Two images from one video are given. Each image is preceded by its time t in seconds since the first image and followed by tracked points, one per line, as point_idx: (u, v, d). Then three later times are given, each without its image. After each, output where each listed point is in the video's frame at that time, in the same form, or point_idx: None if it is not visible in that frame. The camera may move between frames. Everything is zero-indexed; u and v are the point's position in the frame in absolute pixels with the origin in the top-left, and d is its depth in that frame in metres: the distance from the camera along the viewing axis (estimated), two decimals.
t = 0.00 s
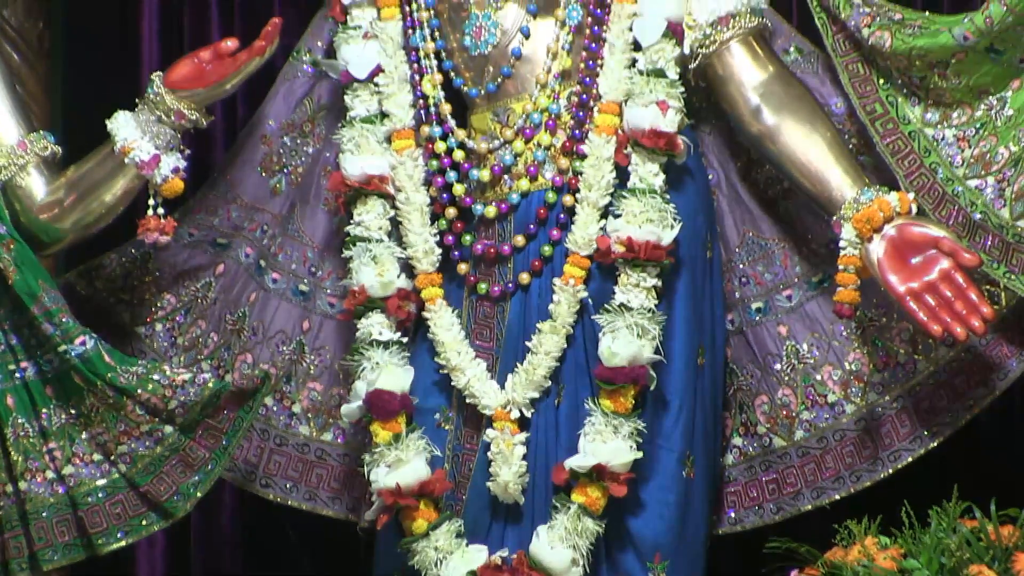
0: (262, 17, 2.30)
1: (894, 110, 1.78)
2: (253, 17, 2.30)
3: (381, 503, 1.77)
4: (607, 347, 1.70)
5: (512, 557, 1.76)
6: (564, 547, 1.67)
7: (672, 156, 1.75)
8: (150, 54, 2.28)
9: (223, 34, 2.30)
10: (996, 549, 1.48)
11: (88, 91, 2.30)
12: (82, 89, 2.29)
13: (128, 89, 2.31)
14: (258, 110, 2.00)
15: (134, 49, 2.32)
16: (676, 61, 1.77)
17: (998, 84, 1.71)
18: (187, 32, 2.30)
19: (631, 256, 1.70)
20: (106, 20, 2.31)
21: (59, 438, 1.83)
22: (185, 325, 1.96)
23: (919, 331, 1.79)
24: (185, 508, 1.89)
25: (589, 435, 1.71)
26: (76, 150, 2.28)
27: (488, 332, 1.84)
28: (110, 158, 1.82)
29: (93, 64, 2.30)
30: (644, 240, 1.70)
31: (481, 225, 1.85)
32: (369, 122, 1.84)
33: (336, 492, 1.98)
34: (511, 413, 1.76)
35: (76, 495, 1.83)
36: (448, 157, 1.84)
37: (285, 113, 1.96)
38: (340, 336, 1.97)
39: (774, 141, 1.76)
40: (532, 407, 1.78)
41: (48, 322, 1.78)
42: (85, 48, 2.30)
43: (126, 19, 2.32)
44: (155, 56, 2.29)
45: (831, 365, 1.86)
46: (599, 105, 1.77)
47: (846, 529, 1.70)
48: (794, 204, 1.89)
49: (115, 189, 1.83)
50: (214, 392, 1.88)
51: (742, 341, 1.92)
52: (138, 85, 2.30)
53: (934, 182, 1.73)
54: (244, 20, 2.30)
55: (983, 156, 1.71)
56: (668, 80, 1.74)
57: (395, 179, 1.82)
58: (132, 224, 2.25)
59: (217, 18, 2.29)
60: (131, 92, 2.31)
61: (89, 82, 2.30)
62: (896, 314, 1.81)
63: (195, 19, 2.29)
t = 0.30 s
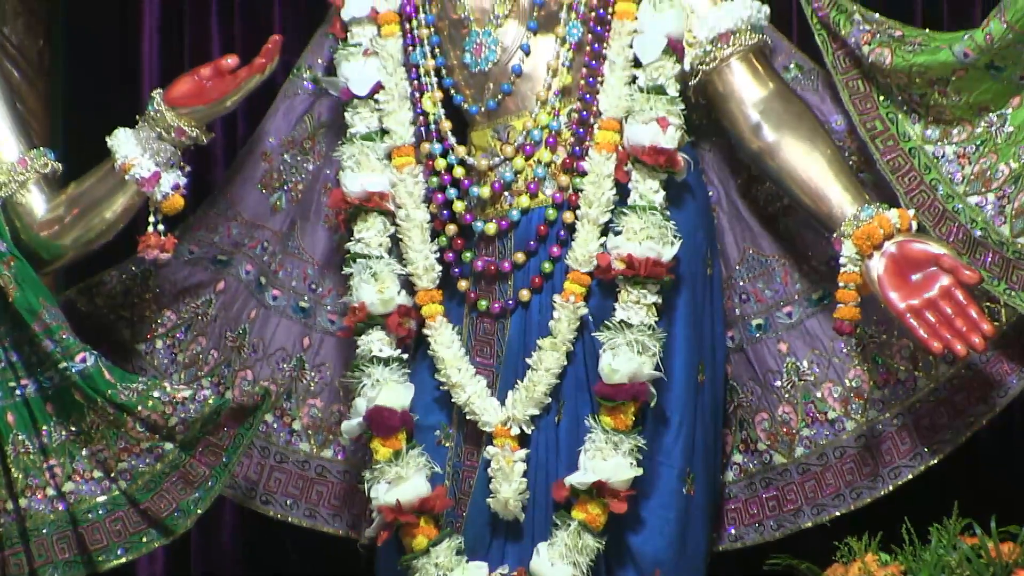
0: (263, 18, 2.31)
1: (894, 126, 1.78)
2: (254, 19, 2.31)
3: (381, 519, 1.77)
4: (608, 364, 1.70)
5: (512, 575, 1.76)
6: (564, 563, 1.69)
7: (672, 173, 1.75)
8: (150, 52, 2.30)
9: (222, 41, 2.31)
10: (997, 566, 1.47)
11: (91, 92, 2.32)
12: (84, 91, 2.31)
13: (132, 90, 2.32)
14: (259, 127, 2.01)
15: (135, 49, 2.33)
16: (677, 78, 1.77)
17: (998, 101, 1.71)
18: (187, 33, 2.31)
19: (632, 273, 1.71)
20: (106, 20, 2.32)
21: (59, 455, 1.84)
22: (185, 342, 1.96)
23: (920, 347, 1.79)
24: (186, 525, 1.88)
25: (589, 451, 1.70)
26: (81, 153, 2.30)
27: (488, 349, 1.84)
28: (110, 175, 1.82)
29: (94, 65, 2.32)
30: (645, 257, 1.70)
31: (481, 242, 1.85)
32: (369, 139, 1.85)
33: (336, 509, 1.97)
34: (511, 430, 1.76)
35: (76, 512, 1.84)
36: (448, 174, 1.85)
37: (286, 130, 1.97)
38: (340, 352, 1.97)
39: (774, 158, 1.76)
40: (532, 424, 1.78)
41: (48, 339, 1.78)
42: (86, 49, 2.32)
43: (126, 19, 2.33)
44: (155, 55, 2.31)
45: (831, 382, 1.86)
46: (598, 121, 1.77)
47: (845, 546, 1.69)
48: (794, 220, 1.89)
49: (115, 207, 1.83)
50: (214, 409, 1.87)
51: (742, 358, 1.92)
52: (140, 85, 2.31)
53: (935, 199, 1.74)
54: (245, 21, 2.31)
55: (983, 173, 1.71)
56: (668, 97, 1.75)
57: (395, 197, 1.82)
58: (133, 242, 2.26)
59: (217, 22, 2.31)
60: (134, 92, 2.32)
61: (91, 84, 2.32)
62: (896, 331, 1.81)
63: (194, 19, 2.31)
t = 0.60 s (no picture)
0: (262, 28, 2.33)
1: (894, 145, 1.78)
2: (253, 29, 2.33)
3: (381, 539, 1.77)
4: (608, 383, 1.70)
5: None
6: None
7: (673, 192, 1.76)
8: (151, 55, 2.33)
9: (222, 51, 2.33)
10: None
11: (91, 90, 2.32)
12: (85, 90, 2.32)
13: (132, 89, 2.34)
14: (258, 146, 2.01)
15: (137, 49, 2.34)
16: (677, 97, 1.78)
17: (998, 120, 1.72)
18: (187, 40, 2.33)
19: (632, 293, 1.71)
20: (106, 20, 2.33)
21: (59, 474, 1.83)
22: (185, 361, 1.97)
23: (919, 367, 1.79)
24: (186, 544, 1.88)
25: (589, 471, 1.70)
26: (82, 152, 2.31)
27: (488, 368, 1.84)
28: (111, 195, 1.83)
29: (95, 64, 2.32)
30: (645, 276, 1.70)
31: (481, 262, 1.85)
32: (369, 158, 1.85)
33: (335, 529, 1.97)
34: (511, 449, 1.76)
35: (76, 531, 1.84)
36: (448, 193, 1.85)
37: (285, 149, 1.97)
38: (340, 372, 1.97)
39: (774, 177, 1.76)
40: (532, 443, 1.78)
41: (48, 359, 1.78)
42: (86, 47, 2.32)
43: (126, 19, 2.34)
44: (155, 58, 2.33)
45: (831, 401, 1.86)
46: (598, 141, 1.77)
47: (844, 564, 1.69)
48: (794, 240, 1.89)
49: (115, 226, 1.83)
50: (214, 428, 1.88)
51: (742, 378, 1.92)
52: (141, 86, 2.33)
53: (935, 218, 1.73)
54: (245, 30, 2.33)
55: (983, 192, 1.72)
56: (668, 116, 1.75)
57: (396, 216, 1.83)
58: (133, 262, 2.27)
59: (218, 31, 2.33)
60: (135, 93, 2.34)
61: (91, 82, 2.32)
62: (896, 350, 1.81)
63: (195, 26, 2.33)
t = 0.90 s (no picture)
0: (262, 34, 2.33)
1: (894, 162, 1.78)
2: (253, 35, 2.33)
3: (381, 555, 1.77)
4: (608, 400, 1.70)
5: None
6: None
7: (672, 209, 1.76)
8: (150, 55, 2.34)
9: (222, 54, 2.34)
10: None
11: (94, 93, 2.34)
12: (87, 93, 2.34)
13: (132, 89, 2.34)
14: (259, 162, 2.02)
15: (137, 51, 2.35)
16: (677, 113, 1.78)
17: (998, 137, 1.72)
18: (187, 41, 2.34)
19: (632, 309, 1.71)
20: (107, 23, 2.35)
21: (59, 490, 1.84)
22: (185, 377, 1.96)
23: (919, 384, 1.79)
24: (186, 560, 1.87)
25: (589, 487, 1.70)
26: (81, 155, 2.32)
27: (488, 384, 1.84)
28: (111, 211, 1.83)
29: (97, 68, 2.34)
30: (645, 292, 1.70)
31: (481, 278, 1.85)
32: (369, 174, 1.85)
33: (336, 544, 1.97)
34: (511, 465, 1.76)
35: (76, 547, 1.83)
36: (448, 210, 1.85)
37: (285, 165, 1.97)
38: (340, 388, 1.98)
39: (774, 194, 1.76)
40: (532, 459, 1.78)
41: (48, 375, 1.79)
42: (88, 51, 2.34)
43: (126, 21, 2.35)
44: (155, 59, 2.34)
45: (831, 417, 1.86)
46: (598, 157, 1.78)
47: None
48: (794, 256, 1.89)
49: (115, 242, 1.83)
50: (213, 444, 1.88)
51: (742, 394, 1.92)
52: (141, 86, 2.34)
53: (935, 234, 1.73)
54: (244, 35, 2.33)
55: (983, 209, 1.72)
56: (668, 133, 1.75)
57: (396, 232, 1.83)
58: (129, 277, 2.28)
59: (217, 34, 2.34)
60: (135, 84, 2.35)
61: (93, 84, 2.34)
62: (896, 366, 1.81)
63: (195, 28, 2.34)
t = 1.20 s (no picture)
0: (261, 33, 2.34)
1: (894, 179, 1.79)
2: (253, 35, 2.34)
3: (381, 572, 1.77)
4: (608, 417, 1.70)
5: None
6: None
7: (673, 226, 1.76)
8: (150, 56, 2.35)
9: (222, 53, 2.35)
10: None
11: (94, 95, 2.35)
12: (87, 95, 2.35)
13: (132, 90, 2.35)
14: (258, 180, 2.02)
15: (137, 52, 2.36)
16: (677, 130, 1.78)
17: (998, 154, 1.72)
18: (187, 40, 2.35)
19: (632, 326, 1.71)
20: (107, 26, 2.35)
21: (59, 507, 1.83)
22: (185, 394, 1.97)
23: (919, 402, 1.79)
24: None
25: (589, 505, 1.70)
26: (81, 159, 2.33)
27: (488, 401, 1.84)
28: (111, 229, 1.83)
29: (98, 70, 2.35)
30: (645, 310, 1.70)
31: (481, 295, 1.85)
32: (370, 192, 1.86)
33: (336, 561, 1.97)
34: (511, 483, 1.76)
35: (76, 564, 1.82)
36: (448, 227, 1.85)
37: (285, 183, 1.98)
38: (340, 406, 1.98)
39: (774, 212, 1.77)
40: (532, 476, 1.78)
41: (49, 393, 1.79)
42: (88, 53, 2.35)
43: (126, 23, 2.36)
44: (155, 59, 2.35)
45: (831, 435, 1.86)
46: (599, 174, 1.78)
47: None
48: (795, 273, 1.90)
49: (115, 260, 1.83)
50: (214, 461, 1.90)
51: (743, 412, 1.91)
52: (141, 86, 2.35)
53: (934, 252, 1.74)
54: (244, 34, 2.34)
55: (983, 226, 1.72)
56: (668, 150, 1.75)
57: (396, 249, 1.83)
58: (128, 297, 2.30)
59: (217, 34, 2.35)
60: (134, 80, 2.35)
61: (93, 86, 2.35)
62: (896, 384, 1.81)
63: (195, 27, 2.35)
